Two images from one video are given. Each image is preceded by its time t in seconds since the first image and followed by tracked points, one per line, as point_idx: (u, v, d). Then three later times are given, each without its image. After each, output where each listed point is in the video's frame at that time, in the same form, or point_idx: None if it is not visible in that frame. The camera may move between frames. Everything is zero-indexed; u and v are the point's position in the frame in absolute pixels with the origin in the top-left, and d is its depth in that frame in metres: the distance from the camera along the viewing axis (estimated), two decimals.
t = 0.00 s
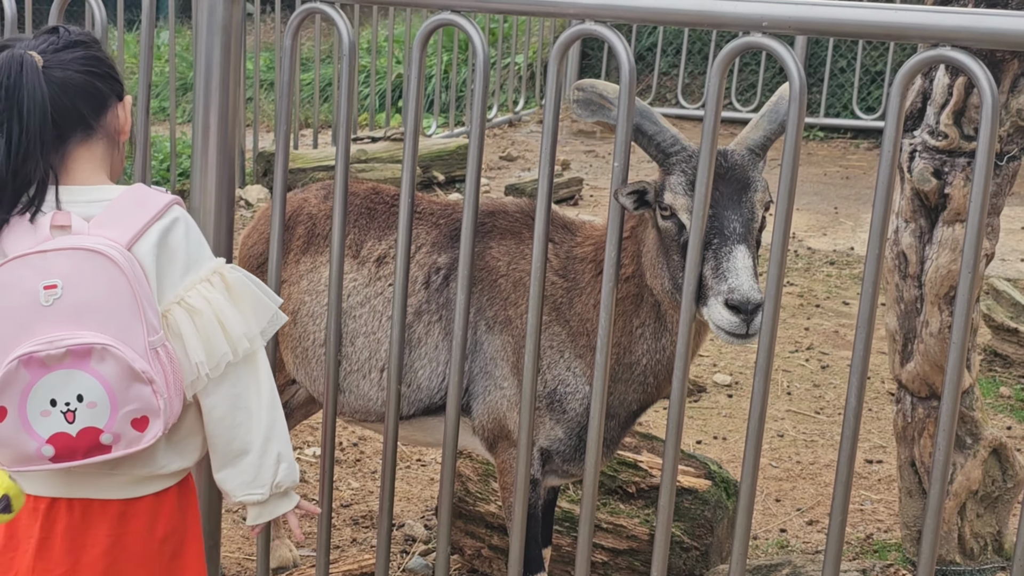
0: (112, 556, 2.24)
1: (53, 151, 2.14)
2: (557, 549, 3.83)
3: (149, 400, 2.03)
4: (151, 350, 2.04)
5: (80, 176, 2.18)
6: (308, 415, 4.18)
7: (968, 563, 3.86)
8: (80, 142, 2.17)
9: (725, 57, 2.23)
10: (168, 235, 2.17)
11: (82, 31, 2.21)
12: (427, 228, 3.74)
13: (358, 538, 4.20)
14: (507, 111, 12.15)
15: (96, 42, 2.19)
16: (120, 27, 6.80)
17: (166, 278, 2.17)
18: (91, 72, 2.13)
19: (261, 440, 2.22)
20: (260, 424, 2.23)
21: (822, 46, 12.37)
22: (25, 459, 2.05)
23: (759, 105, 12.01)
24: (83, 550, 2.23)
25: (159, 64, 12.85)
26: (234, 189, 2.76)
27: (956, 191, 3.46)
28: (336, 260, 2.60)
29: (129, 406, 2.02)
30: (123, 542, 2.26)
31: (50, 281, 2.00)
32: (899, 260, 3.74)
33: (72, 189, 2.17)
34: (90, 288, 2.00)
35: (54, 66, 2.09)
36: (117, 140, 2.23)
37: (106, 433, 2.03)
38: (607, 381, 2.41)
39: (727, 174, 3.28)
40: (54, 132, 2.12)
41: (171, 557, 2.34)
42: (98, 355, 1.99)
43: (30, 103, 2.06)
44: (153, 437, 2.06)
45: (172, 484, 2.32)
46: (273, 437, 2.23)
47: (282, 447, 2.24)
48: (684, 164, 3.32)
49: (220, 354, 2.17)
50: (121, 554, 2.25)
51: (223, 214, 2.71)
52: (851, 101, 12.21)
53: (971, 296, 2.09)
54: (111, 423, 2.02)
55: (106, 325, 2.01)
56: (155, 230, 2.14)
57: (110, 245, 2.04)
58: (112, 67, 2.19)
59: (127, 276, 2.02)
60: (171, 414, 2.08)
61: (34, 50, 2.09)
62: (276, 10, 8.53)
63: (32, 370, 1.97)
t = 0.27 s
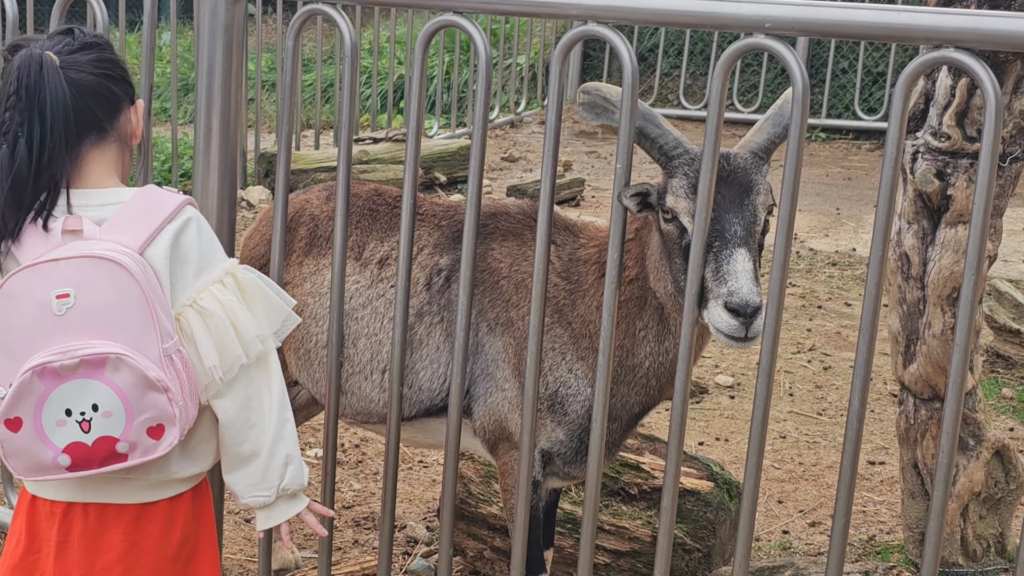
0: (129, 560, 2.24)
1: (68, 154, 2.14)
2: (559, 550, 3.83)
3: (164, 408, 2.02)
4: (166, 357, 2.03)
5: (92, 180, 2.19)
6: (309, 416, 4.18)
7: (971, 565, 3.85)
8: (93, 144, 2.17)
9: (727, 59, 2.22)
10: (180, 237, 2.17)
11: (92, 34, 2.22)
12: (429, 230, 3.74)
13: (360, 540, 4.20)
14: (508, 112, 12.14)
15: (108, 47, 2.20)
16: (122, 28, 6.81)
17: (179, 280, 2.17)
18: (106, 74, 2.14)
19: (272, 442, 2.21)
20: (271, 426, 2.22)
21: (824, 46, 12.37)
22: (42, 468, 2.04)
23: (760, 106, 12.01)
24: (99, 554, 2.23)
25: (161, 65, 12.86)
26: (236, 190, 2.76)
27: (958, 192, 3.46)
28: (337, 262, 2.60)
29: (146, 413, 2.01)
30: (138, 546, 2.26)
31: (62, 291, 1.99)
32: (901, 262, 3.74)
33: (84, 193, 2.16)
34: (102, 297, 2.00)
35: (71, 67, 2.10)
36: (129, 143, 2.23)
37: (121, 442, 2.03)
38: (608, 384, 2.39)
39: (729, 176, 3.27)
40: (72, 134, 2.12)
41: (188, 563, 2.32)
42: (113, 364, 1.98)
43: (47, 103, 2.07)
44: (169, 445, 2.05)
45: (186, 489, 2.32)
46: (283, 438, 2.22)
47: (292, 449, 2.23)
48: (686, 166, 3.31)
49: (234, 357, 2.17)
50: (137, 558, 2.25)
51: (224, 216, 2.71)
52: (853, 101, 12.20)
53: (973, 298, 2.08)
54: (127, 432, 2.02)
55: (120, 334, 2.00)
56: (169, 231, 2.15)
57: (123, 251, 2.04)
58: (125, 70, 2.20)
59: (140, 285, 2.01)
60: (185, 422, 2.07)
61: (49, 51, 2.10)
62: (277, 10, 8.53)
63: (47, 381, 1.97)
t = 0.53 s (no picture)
0: (121, 561, 2.25)
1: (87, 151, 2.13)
2: (559, 551, 3.82)
3: (165, 433, 2.03)
4: (167, 380, 2.04)
5: (109, 177, 2.18)
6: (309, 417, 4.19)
7: (972, 566, 3.84)
8: (109, 139, 2.16)
9: (728, 59, 2.22)
10: (189, 246, 2.17)
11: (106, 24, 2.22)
12: (430, 230, 3.74)
13: (360, 540, 4.20)
14: (510, 112, 12.14)
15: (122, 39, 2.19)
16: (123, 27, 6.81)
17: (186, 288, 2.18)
18: (120, 66, 2.14)
19: (263, 454, 2.19)
20: (264, 437, 2.20)
21: (826, 47, 12.36)
22: (39, 480, 2.05)
23: (761, 106, 12.01)
24: (92, 554, 2.24)
25: (162, 65, 12.86)
26: (236, 189, 2.76)
27: (960, 193, 3.45)
28: (338, 263, 2.59)
29: (146, 438, 2.02)
30: (129, 549, 2.26)
31: (67, 310, 1.98)
32: (903, 262, 3.73)
33: (97, 194, 2.17)
34: (107, 320, 1.99)
35: (86, 60, 2.10)
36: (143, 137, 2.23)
37: (119, 463, 2.04)
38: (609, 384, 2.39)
39: (730, 177, 3.27)
40: (89, 129, 2.12)
41: (182, 561, 2.33)
42: (116, 390, 1.98)
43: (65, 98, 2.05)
44: (166, 468, 2.06)
45: (181, 488, 2.31)
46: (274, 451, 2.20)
47: (281, 462, 2.21)
48: (688, 168, 3.31)
49: (232, 371, 2.15)
50: (130, 558, 2.26)
51: (224, 215, 2.71)
52: (854, 102, 12.19)
53: (975, 299, 2.07)
54: (126, 455, 2.03)
55: (123, 358, 2.00)
56: (179, 241, 2.15)
57: (131, 268, 2.04)
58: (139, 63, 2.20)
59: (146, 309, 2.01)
60: (183, 444, 2.08)
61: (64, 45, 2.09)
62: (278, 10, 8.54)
63: (48, 401, 1.96)
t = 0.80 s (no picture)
0: (105, 544, 2.30)
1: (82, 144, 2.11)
2: (561, 550, 3.82)
3: (136, 437, 2.06)
4: (141, 385, 2.07)
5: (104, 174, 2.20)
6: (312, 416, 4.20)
7: (975, 565, 3.83)
8: (106, 132, 2.19)
9: (730, 57, 2.22)
10: (175, 247, 2.18)
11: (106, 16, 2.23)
12: (433, 230, 3.74)
13: (363, 539, 4.20)
14: (514, 111, 12.14)
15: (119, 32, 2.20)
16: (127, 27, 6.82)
17: (170, 289, 2.19)
18: (117, 60, 2.15)
19: (240, 455, 2.21)
20: (243, 439, 2.22)
21: (829, 46, 12.35)
22: (17, 477, 2.10)
23: (765, 106, 12.00)
24: (78, 536, 2.30)
25: (166, 65, 12.88)
26: (239, 188, 2.76)
27: (963, 192, 3.45)
28: (340, 262, 2.60)
29: (117, 443, 2.05)
30: (113, 533, 2.31)
31: (43, 314, 2.02)
32: (906, 261, 3.73)
33: (95, 192, 2.20)
34: (81, 325, 2.01)
35: (81, 54, 2.10)
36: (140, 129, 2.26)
37: (92, 463, 2.07)
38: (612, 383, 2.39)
39: (733, 177, 3.27)
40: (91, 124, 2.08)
41: (169, 548, 2.38)
42: (87, 395, 2.01)
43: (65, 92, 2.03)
44: (139, 470, 2.10)
45: (169, 477, 2.34)
46: (252, 452, 2.22)
47: (257, 463, 2.23)
48: (691, 168, 3.31)
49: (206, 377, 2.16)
50: (116, 543, 2.31)
51: (227, 213, 2.72)
52: (858, 101, 12.18)
53: (977, 297, 2.07)
54: (98, 457, 2.06)
55: (96, 362, 2.02)
56: (163, 243, 2.16)
57: (108, 273, 2.06)
58: (135, 56, 2.20)
59: (119, 315, 2.03)
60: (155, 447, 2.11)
61: (61, 39, 2.10)
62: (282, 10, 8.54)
63: (22, 402, 2.01)
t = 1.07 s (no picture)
0: (67, 510, 2.39)
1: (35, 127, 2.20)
2: (566, 548, 3.83)
3: (71, 410, 2.12)
4: (77, 360, 2.12)
5: (65, 159, 2.26)
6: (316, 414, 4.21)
7: (979, 564, 3.83)
8: (65, 120, 2.23)
9: (734, 56, 2.22)
10: (125, 230, 2.20)
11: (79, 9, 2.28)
12: (437, 229, 3.75)
13: (368, 538, 4.22)
14: (519, 110, 12.15)
15: (87, 24, 2.24)
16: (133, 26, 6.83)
17: (119, 271, 2.21)
18: (79, 50, 2.19)
19: (200, 428, 2.23)
20: (200, 412, 2.24)
21: (835, 44, 12.34)
22: None
23: (771, 104, 11.99)
24: (43, 501, 2.40)
25: (172, 64, 12.90)
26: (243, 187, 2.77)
27: (967, 190, 3.45)
28: (344, 260, 2.60)
29: (53, 415, 2.11)
30: (74, 502, 2.39)
31: None
32: (910, 260, 3.73)
33: (53, 177, 2.25)
34: (18, 302, 2.07)
35: (42, 43, 2.15)
36: (105, 120, 2.29)
37: (33, 434, 2.13)
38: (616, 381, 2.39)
39: (737, 176, 3.28)
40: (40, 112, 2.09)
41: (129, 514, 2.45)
42: (23, 368, 2.08)
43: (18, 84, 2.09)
44: (76, 442, 2.15)
45: (128, 447, 2.40)
46: (213, 423, 2.25)
47: (219, 433, 2.26)
48: (695, 167, 3.32)
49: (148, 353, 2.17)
50: (75, 509, 2.40)
51: (232, 213, 2.72)
52: (864, 99, 12.17)
53: (981, 295, 2.06)
54: (37, 427, 2.11)
55: (33, 337, 2.08)
56: (113, 224, 2.17)
57: (47, 252, 2.09)
58: (99, 46, 2.24)
59: (54, 293, 2.08)
60: (94, 420, 2.16)
61: (24, 27, 2.15)
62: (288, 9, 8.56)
63: None
